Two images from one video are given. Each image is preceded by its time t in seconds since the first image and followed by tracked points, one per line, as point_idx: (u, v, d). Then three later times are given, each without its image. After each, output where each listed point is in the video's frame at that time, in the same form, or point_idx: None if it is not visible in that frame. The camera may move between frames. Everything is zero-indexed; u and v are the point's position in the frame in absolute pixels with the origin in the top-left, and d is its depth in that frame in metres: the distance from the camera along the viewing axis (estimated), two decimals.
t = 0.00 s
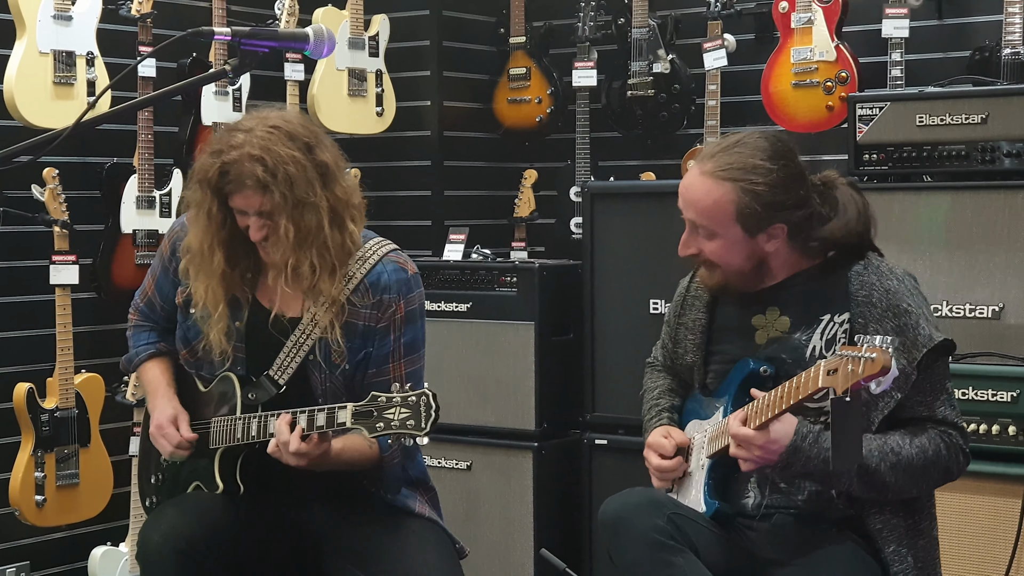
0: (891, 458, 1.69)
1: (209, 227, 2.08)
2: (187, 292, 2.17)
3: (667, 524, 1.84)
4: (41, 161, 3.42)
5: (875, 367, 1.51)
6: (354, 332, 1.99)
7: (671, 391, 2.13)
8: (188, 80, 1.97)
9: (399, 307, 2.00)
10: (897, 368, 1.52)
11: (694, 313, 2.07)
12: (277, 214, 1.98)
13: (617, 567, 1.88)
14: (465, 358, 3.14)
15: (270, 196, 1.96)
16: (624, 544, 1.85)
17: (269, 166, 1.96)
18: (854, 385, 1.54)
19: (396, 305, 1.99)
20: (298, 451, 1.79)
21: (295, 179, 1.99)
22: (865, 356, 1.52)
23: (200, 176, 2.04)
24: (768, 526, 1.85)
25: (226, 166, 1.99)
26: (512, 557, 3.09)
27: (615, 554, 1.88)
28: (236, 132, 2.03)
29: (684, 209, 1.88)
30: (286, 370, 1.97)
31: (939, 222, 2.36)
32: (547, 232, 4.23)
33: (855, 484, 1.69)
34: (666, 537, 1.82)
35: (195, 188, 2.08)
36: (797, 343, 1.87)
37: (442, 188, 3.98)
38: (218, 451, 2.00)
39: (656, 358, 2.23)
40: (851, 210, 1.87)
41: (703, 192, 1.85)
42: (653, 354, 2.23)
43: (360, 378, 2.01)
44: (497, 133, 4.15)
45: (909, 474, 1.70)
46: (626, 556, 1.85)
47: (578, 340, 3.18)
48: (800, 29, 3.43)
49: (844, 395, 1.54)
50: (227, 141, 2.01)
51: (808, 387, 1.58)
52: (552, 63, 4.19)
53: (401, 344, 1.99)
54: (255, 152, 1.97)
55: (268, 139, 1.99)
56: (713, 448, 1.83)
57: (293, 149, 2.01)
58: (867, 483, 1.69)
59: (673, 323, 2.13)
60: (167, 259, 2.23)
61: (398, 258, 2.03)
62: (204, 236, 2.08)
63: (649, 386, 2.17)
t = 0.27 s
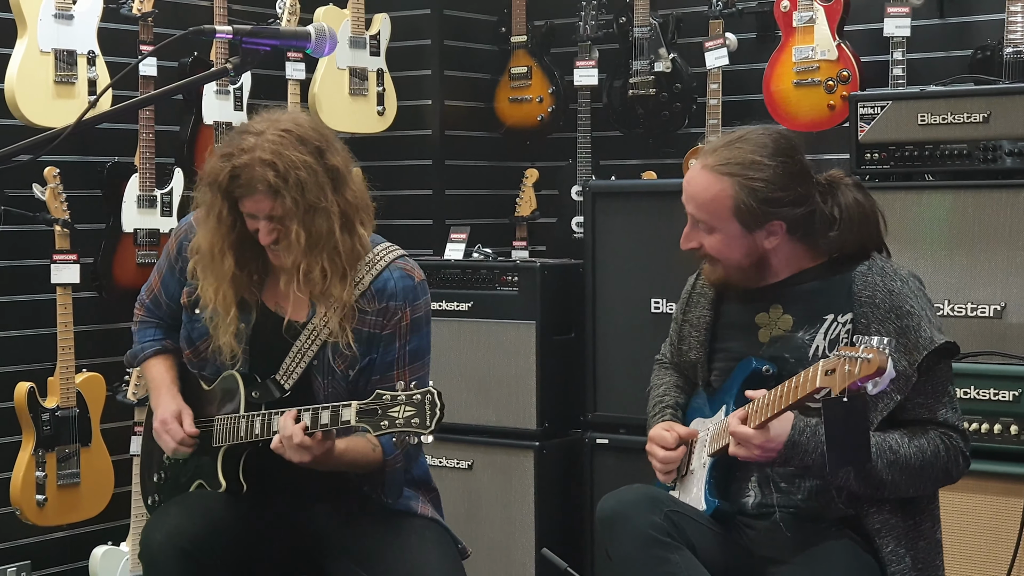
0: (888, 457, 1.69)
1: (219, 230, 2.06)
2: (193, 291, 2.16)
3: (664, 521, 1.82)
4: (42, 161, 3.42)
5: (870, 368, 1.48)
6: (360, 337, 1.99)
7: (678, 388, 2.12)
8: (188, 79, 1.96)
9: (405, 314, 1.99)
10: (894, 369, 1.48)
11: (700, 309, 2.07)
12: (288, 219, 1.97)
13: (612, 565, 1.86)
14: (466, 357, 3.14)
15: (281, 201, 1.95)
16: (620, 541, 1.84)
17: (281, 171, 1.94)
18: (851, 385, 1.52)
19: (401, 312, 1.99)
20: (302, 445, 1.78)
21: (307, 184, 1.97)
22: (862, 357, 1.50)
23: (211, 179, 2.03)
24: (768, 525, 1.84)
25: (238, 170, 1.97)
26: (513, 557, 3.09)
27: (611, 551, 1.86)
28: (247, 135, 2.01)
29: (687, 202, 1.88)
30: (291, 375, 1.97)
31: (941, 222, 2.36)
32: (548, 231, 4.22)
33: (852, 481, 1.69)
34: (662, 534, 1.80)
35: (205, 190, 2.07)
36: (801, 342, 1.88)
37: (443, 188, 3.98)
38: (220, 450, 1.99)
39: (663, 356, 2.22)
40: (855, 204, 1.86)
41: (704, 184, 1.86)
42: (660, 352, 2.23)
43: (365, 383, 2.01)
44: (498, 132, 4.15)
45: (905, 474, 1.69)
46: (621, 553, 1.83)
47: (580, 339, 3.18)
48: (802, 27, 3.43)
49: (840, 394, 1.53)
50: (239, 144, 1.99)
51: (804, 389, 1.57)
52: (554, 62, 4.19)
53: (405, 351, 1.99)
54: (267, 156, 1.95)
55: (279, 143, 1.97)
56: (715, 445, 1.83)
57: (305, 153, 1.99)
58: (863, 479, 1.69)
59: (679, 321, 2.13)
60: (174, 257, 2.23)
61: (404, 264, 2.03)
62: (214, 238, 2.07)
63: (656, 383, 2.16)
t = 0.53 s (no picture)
0: (885, 459, 1.68)
1: (228, 245, 1.99)
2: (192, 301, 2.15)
3: (663, 522, 1.82)
4: (42, 161, 3.41)
5: (874, 374, 1.49)
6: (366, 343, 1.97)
7: (679, 389, 2.12)
8: (189, 80, 1.97)
9: (407, 319, 1.97)
10: (896, 375, 1.50)
11: (699, 312, 2.07)
12: (311, 233, 1.93)
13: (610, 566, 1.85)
14: (466, 358, 3.13)
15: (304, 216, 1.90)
16: (618, 542, 1.83)
17: (304, 186, 1.89)
18: (854, 391, 1.53)
19: (403, 317, 1.97)
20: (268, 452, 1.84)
21: (328, 196, 1.93)
22: (865, 362, 1.52)
23: (221, 195, 1.95)
24: (768, 525, 1.85)
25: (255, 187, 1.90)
26: (514, 557, 3.09)
27: (609, 552, 1.85)
28: (257, 149, 1.94)
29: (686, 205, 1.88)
30: (292, 380, 1.96)
31: (941, 223, 2.35)
32: (549, 232, 4.22)
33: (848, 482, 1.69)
34: (662, 535, 1.79)
35: (215, 211, 2.00)
36: (802, 345, 1.88)
37: (443, 188, 3.98)
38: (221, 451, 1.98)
39: (666, 357, 2.22)
40: (853, 207, 1.86)
41: (703, 189, 1.85)
42: (663, 354, 2.22)
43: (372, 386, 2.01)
44: (498, 133, 4.14)
45: (902, 477, 1.69)
46: (620, 554, 1.82)
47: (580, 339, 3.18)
48: (802, 28, 3.42)
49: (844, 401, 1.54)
50: (252, 159, 1.92)
51: (809, 393, 1.59)
52: (554, 63, 4.19)
53: (412, 354, 1.98)
54: (287, 172, 1.89)
55: (296, 157, 1.92)
56: (716, 447, 1.83)
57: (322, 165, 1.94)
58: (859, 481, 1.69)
59: (678, 324, 2.13)
60: (174, 262, 2.21)
61: (404, 267, 2.01)
62: (223, 255, 2.00)
63: (658, 385, 2.16)
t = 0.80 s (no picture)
0: (886, 459, 1.68)
1: (225, 281, 1.94)
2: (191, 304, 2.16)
3: (664, 522, 1.81)
4: (42, 161, 3.41)
5: (879, 375, 1.48)
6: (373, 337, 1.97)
7: (678, 389, 2.12)
8: (189, 80, 1.96)
9: (404, 301, 1.98)
10: (902, 376, 1.49)
11: (697, 313, 2.08)
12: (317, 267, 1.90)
13: (610, 567, 1.85)
14: (467, 358, 3.13)
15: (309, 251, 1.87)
16: (619, 542, 1.83)
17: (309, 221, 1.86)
18: (858, 392, 1.52)
19: (400, 300, 1.98)
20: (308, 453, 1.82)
21: (330, 228, 1.89)
22: (870, 363, 1.50)
23: (218, 232, 1.90)
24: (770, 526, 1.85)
25: (257, 228, 1.85)
26: (514, 557, 3.09)
27: (610, 552, 1.85)
28: (251, 182, 1.88)
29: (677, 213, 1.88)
30: (295, 377, 1.95)
31: (941, 223, 2.35)
32: (549, 231, 4.22)
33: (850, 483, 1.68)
34: (662, 535, 1.79)
35: (212, 246, 1.94)
36: (800, 346, 1.88)
37: (443, 188, 3.97)
38: (224, 451, 1.98)
39: (663, 357, 2.22)
40: (845, 208, 1.87)
41: (693, 200, 1.85)
42: (660, 354, 2.23)
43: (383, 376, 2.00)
44: (498, 132, 4.14)
45: (903, 477, 1.69)
46: (621, 554, 1.82)
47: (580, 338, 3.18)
48: (803, 27, 3.42)
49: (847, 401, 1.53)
50: (247, 195, 1.86)
51: (811, 394, 1.57)
52: (555, 62, 4.18)
53: (419, 333, 1.98)
54: (290, 210, 1.85)
55: (295, 192, 1.86)
56: (716, 448, 1.83)
57: (320, 195, 1.89)
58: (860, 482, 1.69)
59: (676, 325, 2.13)
60: (174, 264, 2.21)
61: (395, 253, 2.02)
62: (220, 290, 1.95)
63: (655, 385, 2.16)
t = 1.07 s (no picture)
0: (882, 460, 1.68)
1: (212, 265, 1.96)
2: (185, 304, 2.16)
3: (661, 524, 1.82)
4: (42, 161, 3.41)
5: (876, 374, 1.52)
6: (356, 327, 1.96)
7: (675, 390, 2.12)
8: (189, 80, 1.96)
9: (393, 293, 1.96)
10: (896, 377, 1.53)
11: (694, 314, 2.08)
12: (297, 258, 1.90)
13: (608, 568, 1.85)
14: (466, 358, 3.13)
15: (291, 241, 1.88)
16: (617, 544, 1.83)
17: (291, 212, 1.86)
18: (854, 393, 1.55)
19: (389, 291, 1.96)
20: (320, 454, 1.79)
21: (315, 220, 1.89)
22: (868, 364, 1.54)
23: (205, 217, 1.92)
24: (765, 525, 1.85)
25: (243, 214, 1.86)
26: (513, 557, 3.09)
27: (608, 553, 1.85)
28: (241, 169, 1.89)
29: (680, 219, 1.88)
30: (293, 373, 1.95)
31: (939, 223, 2.35)
32: (548, 232, 4.23)
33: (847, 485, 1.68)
34: (660, 537, 1.79)
35: (201, 234, 1.95)
36: (796, 346, 1.87)
37: (442, 188, 3.98)
38: (224, 451, 1.98)
39: (659, 358, 2.22)
40: (842, 202, 1.88)
41: (693, 205, 1.85)
42: (657, 354, 2.23)
43: (376, 367, 1.99)
44: (497, 132, 4.15)
45: (899, 477, 1.69)
46: (618, 556, 1.82)
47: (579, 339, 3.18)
48: (802, 28, 3.42)
49: (845, 403, 1.55)
50: (234, 181, 1.88)
51: (808, 393, 1.60)
52: (554, 62, 4.19)
53: (409, 328, 1.96)
54: (272, 199, 1.85)
55: (282, 180, 1.86)
56: (713, 449, 1.83)
57: (307, 185, 1.89)
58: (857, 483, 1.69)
59: (673, 326, 2.14)
60: (171, 264, 2.21)
61: (386, 244, 2.00)
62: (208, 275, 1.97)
63: (652, 385, 2.16)
